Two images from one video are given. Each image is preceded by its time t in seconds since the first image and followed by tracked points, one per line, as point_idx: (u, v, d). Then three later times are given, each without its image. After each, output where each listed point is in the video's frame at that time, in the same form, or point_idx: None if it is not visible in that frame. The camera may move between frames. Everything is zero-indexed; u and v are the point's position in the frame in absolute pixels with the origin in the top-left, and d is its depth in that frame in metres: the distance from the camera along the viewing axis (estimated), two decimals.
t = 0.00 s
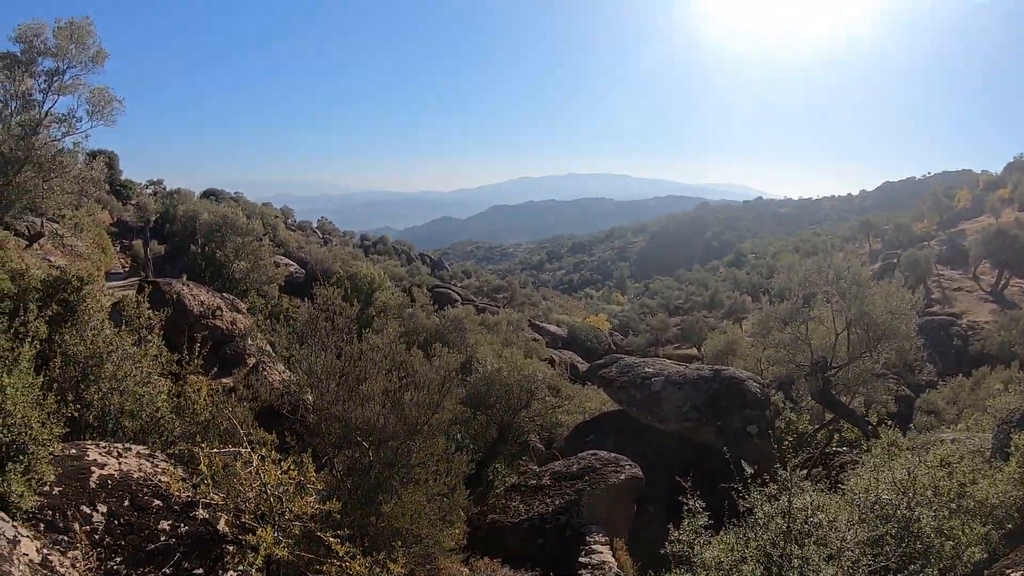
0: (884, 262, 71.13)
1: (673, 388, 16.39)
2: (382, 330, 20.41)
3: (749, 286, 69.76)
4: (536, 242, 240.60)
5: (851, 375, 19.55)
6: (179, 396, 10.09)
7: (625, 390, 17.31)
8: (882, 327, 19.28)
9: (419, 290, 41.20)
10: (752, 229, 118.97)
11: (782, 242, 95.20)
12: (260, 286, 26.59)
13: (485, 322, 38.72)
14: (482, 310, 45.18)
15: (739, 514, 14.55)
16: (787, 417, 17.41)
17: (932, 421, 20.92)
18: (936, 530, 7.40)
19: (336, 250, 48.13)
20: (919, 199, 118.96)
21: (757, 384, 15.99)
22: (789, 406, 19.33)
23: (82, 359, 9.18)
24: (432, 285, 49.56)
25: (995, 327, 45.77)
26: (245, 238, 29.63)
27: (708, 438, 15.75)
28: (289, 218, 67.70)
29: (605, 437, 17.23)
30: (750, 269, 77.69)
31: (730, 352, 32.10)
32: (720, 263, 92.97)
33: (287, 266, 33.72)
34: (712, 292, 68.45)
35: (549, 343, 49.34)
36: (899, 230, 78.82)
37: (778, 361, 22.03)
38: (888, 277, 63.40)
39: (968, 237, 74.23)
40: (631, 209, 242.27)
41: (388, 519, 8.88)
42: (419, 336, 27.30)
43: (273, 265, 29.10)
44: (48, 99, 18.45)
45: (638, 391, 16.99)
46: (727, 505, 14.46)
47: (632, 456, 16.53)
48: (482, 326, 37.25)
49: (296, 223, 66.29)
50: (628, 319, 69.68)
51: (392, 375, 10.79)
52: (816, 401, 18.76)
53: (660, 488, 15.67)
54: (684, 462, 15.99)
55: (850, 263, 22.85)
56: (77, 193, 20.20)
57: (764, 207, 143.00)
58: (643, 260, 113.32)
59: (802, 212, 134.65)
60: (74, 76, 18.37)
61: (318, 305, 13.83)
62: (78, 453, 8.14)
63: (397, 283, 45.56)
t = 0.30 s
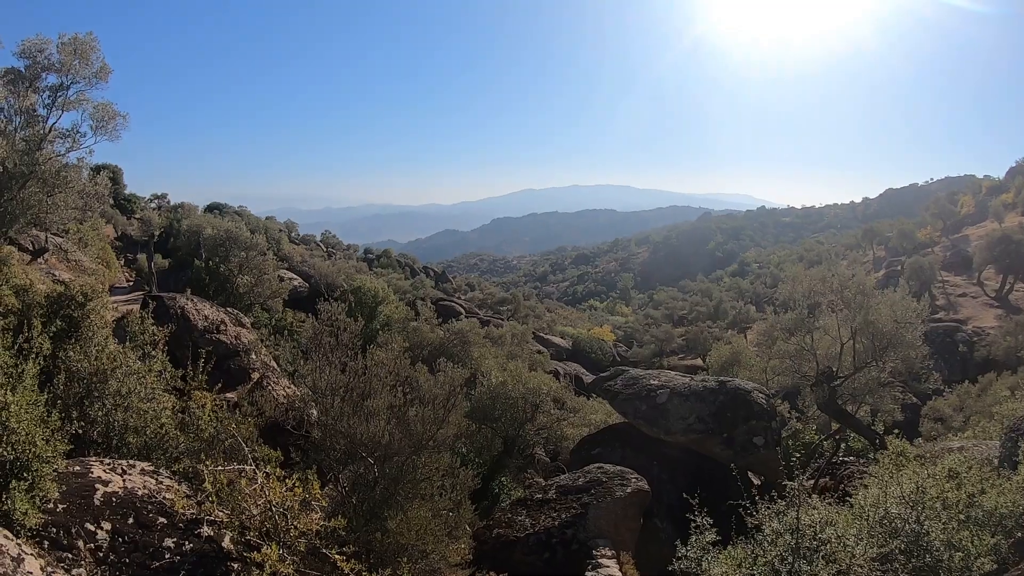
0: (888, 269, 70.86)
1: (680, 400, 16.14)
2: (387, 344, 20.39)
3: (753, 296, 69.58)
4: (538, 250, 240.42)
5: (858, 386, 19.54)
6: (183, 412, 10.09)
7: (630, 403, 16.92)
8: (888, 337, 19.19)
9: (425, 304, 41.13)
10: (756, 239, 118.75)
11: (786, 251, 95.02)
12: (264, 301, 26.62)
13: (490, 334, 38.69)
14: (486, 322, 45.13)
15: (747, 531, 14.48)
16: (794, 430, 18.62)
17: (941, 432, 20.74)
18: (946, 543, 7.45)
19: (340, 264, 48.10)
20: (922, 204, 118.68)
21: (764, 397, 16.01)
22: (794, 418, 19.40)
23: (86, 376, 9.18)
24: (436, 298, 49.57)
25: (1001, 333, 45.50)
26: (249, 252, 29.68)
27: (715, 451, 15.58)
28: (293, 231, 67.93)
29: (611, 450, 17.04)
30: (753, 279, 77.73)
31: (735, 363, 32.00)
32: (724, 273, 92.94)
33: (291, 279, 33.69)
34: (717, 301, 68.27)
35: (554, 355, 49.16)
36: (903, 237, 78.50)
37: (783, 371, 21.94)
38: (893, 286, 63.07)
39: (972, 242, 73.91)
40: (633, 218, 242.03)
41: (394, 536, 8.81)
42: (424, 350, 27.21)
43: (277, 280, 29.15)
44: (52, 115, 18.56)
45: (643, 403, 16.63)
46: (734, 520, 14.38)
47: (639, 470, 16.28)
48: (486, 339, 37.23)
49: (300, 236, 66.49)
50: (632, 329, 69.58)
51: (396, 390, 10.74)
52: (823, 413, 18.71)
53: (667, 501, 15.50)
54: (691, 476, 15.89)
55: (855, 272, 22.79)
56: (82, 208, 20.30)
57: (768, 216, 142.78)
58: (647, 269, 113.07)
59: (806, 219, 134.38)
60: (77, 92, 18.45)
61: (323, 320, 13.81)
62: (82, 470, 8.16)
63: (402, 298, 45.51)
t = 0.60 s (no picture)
0: (892, 274, 70.69)
1: (685, 408, 16.10)
2: (391, 355, 20.39)
3: (757, 302, 69.41)
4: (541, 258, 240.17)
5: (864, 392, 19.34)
6: (187, 425, 10.13)
7: (635, 411, 16.95)
8: (893, 342, 19.06)
9: (429, 314, 41.09)
10: (759, 245, 118.61)
11: (789, 257, 94.87)
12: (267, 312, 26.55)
13: (494, 344, 38.66)
14: (490, 332, 45.10)
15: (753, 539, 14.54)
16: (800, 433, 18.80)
17: (948, 437, 20.62)
18: (955, 549, 7.43)
19: (344, 274, 48.12)
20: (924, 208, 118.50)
21: (769, 404, 15.81)
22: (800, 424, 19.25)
23: (90, 388, 9.17)
24: (439, 308, 49.60)
25: (1006, 337, 45.29)
26: (253, 262, 29.63)
27: (721, 459, 15.48)
28: (296, 242, 68.08)
29: (616, 459, 17.01)
30: (756, 286, 77.40)
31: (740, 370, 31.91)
32: (727, 279, 92.67)
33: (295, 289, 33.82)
34: (721, 308, 68.18)
35: (558, 364, 49.08)
36: (906, 241, 78.39)
37: (788, 378, 21.86)
38: (897, 291, 62.92)
39: (976, 246, 73.68)
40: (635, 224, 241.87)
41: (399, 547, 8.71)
42: (428, 360, 27.17)
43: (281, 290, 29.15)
44: (55, 127, 18.67)
45: (648, 411, 16.64)
46: (742, 529, 14.33)
47: (644, 479, 16.30)
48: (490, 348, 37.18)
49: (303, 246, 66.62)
50: (636, 336, 69.48)
51: (400, 401, 10.64)
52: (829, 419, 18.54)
53: (672, 509, 15.54)
54: (697, 483, 15.85)
55: (859, 278, 22.78)
56: (86, 219, 20.38)
57: (770, 222, 142.58)
58: (650, 277, 112.91)
59: (808, 225, 134.26)
60: (81, 103, 18.52)
61: (328, 331, 13.81)
62: (86, 482, 8.20)
63: (405, 308, 45.50)
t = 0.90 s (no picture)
0: (897, 279, 70.54)
1: (692, 416, 16.16)
2: (397, 367, 20.45)
3: (762, 309, 69.30)
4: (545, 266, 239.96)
5: (871, 398, 19.37)
6: (193, 435, 10.17)
7: (641, 420, 17.02)
8: (899, 348, 19.23)
9: (435, 324, 41.09)
10: (764, 252, 118.38)
11: (794, 263, 94.60)
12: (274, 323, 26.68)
13: (500, 353, 38.73)
14: (496, 341, 45.15)
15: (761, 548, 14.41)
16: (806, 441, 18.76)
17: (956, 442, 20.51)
18: (964, 556, 7.39)
19: (349, 284, 48.20)
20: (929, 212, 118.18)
21: (776, 412, 15.80)
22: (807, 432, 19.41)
23: (96, 399, 9.21)
24: (444, 317, 49.70)
25: (1013, 342, 45.13)
26: (258, 273, 29.09)
27: (728, 467, 15.44)
28: (301, 252, 68.36)
29: (622, 468, 17.01)
30: (761, 292, 77.29)
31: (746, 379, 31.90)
32: (733, 286, 92.68)
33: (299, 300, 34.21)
34: (726, 315, 68.07)
35: (564, 373, 49.05)
36: (911, 247, 78.10)
37: (794, 385, 21.85)
38: (902, 296, 62.70)
39: (981, 250, 73.46)
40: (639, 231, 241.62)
41: (407, 558, 8.70)
42: (434, 370, 27.23)
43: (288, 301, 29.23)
44: (61, 138, 18.83)
45: (654, 420, 16.71)
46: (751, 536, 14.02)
47: (652, 487, 16.24)
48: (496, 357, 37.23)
49: (308, 257, 66.86)
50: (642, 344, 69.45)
51: (407, 413, 10.67)
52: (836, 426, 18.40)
53: (681, 518, 15.41)
54: (703, 491, 15.83)
55: (863, 284, 22.87)
56: (92, 229, 20.54)
57: (774, 228, 142.20)
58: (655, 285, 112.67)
59: (813, 229, 133.94)
60: (86, 115, 18.64)
61: (334, 342, 13.89)
62: (93, 492, 8.25)
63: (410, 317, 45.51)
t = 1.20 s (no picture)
0: (908, 282, 70.06)
1: (703, 421, 16.08)
2: (409, 373, 20.47)
3: (773, 313, 68.97)
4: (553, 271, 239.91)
5: (883, 402, 19.34)
6: (205, 443, 10.23)
7: (652, 425, 16.95)
8: (911, 351, 19.41)
9: (446, 331, 41.10)
10: (774, 256, 117.84)
11: (804, 266, 94.08)
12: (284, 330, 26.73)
13: (510, 360, 38.69)
14: (506, 348, 45.11)
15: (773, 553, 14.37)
16: (820, 447, 18.42)
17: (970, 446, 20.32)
18: (980, 561, 7.31)
19: (359, 291, 48.28)
20: (938, 213, 117.31)
21: (788, 416, 15.67)
22: (819, 436, 19.35)
23: (107, 406, 9.26)
24: (454, 324, 49.76)
25: None
26: (269, 280, 29.28)
27: (740, 472, 15.38)
28: (310, 259, 68.63)
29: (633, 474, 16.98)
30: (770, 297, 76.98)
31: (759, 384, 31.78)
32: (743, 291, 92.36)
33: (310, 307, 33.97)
34: (737, 320, 67.76)
35: (574, 379, 48.93)
36: (921, 250, 78.53)
37: (805, 389, 21.75)
38: (914, 299, 62.29)
39: (992, 251, 72.82)
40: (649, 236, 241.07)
41: (418, 566, 8.65)
42: (444, 376, 27.21)
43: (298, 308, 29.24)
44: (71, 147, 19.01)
45: (666, 425, 16.63)
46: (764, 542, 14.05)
47: (662, 494, 16.23)
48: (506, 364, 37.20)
49: (318, 264, 67.12)
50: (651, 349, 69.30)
51: (418, 419, 10.66)
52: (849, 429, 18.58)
53: (692, 523, 15.34)
54: (714, 496, 15.80)
55: (874, 287, 22.87)
56: (102, 237, 20.70)
57: (783, 231, 141.53)
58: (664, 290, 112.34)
59: (821, 232, 133.24)
60: (97, 124, 18.78)
61: (345, 349, 13.91)
62: (105, 499, 8.37)
63: (420, 324, 45.53)
